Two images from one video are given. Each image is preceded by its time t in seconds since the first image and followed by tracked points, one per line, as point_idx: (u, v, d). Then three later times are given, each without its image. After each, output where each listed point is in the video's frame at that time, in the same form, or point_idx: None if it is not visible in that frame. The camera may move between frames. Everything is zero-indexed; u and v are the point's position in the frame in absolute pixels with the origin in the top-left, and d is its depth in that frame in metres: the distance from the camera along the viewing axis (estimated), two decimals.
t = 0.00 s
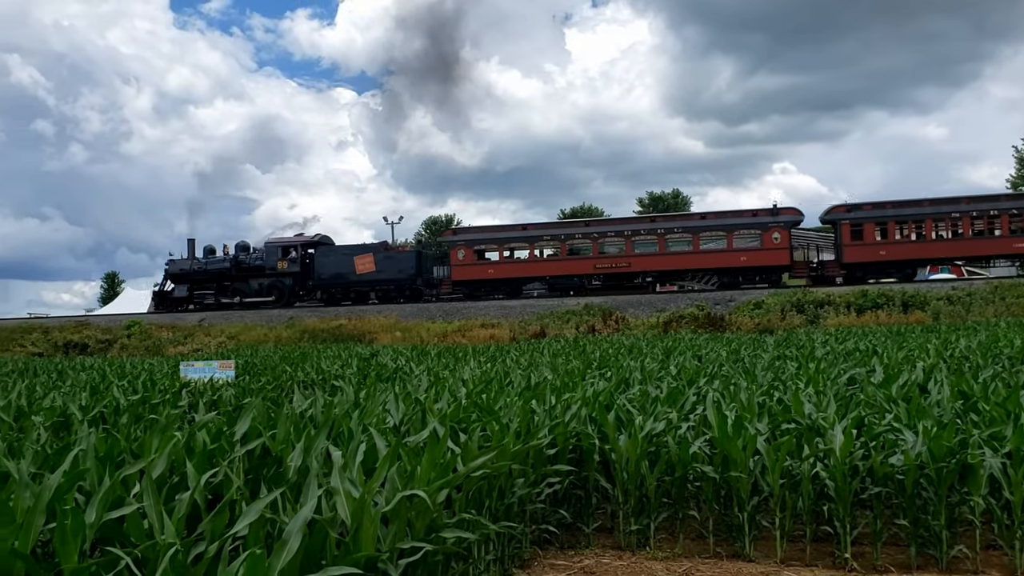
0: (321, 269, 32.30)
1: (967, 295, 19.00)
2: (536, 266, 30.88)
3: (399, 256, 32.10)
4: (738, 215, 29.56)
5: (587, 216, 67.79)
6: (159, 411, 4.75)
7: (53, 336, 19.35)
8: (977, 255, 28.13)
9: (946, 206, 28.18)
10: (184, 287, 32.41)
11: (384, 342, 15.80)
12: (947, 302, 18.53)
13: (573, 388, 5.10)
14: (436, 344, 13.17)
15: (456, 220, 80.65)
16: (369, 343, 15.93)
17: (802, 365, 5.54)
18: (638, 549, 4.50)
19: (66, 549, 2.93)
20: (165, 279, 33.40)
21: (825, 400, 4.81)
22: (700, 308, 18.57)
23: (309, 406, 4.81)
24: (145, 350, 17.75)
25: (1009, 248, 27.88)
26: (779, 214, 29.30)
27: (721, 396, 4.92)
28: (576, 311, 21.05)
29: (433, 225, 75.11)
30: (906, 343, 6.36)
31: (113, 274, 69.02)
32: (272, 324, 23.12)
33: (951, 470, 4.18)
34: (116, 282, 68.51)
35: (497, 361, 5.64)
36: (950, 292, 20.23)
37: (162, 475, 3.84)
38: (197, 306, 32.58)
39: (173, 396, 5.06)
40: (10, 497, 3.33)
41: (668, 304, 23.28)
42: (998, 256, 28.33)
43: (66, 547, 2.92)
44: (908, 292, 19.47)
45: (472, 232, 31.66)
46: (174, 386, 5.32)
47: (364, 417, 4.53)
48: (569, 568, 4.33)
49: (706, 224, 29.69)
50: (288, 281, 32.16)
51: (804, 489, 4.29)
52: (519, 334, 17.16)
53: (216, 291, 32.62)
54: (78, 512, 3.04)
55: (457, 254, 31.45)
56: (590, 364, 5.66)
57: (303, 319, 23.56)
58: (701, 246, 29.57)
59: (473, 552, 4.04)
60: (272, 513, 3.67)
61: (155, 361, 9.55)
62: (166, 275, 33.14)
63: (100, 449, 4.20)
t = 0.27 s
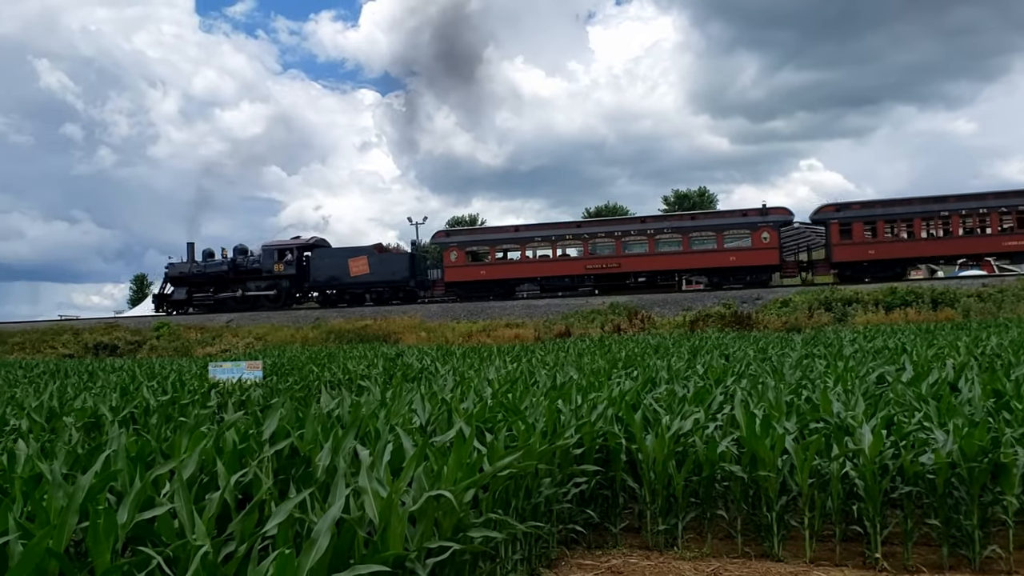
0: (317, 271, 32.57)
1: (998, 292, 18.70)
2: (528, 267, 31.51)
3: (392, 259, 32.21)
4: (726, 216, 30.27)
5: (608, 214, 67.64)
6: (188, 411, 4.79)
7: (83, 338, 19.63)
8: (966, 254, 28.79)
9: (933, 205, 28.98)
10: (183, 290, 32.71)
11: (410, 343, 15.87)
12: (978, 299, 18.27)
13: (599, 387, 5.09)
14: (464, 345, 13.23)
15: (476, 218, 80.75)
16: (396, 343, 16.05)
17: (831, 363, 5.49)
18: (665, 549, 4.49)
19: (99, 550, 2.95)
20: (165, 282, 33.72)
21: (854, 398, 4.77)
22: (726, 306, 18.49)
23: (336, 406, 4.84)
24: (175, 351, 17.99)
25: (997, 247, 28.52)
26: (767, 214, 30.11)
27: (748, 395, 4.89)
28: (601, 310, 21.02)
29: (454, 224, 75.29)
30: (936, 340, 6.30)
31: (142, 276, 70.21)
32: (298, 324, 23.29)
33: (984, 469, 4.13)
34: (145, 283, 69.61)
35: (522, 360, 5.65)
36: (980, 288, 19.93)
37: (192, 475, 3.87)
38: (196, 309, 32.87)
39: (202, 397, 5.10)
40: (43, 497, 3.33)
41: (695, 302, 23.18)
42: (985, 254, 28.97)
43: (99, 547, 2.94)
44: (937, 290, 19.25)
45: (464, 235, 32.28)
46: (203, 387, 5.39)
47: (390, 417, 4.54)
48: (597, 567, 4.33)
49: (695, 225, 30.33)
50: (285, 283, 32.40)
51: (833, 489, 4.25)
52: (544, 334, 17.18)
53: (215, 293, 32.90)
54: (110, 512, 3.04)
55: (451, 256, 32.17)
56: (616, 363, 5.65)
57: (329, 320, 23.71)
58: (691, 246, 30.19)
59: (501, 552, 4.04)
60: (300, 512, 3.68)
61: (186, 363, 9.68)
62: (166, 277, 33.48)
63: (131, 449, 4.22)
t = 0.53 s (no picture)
0: (308, 273, 32.73)
1: None
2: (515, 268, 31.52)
3: (382, 261, 32.30)
4: (713, 216, 30.32)
5: (627, 213, 67.40)
6: (213, 409, 4.80)
7: (107, 337, 19.81)
8: (949, 254, 28.64)
9: (918, 205, 28.83)
10: (178, 291, 33.02)
11: (432, 342, 15.94)
12: (1003, 297, 18.08)
13: (621, 386, 5.08)
14: (488, 344, 13.26)
15: (492, 218, 80.76)
16: (416, 342, 16.05)
17: (855, 362, 5.46)
18: (689, 548, 4.48)
19: (127, 546, 2.95)
20: (161, 283, 34.01)
21: (879, 397, 4.73)
22: (748, 306, 18.45)
23: (359, 404, 4.85)
24: (198, 350, 18.13)
25: (981, 248, 28.36)
26: (751, 215, 30.26)
27: (772, 394, 4.86)
28: (622, 309, 21.01)
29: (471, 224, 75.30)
30: (961, 339, 6.24)
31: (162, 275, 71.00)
32: (318, 324, 23.37)
33: (1012, 468, 4.08)
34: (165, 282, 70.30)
35: (544, 359, 5.66)
36: (1004, 287, 19.69)
37: (218, 473, 3.88)
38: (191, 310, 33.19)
39: (226, 395, 5.12)
40: (70, 493, 3.33)
41: (716, 301, 23.12)
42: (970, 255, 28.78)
43: (127, 544, 2.94)
44: (962, 288, 19.06)
45: (452, 236, 32.26)
46: (226, 385, 5.42)
47: (413, 415, 4.54)
48: (620, 567, 4.32)
49: (681, 226, 30.37)
50: (278, 284, 32.63)
51: (859, 488, 4.23)
52: (565, 333, 17.18)
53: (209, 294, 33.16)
54: (139, 508, 3.02)
55: (439, 258, 32.27)
56: (638, 362, 5.65)
57: (351, 319, 23.84)
58: (678, 247, 30.21)
59: (524, 551, 4.03)
60: (325, 510, 3.69)
61: (213, 361, 9.77)
62: (161, 279, 33.75)
63: (157, 447, 4.22)
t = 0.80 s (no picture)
0: (299, 274, 32.80)
1: None
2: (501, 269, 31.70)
3: (371, 262, 32.53)
4: (696, 216, 30.55)
5: (644, 211, 67.13)
6: (233, 407, 4.82)
7: (129, 337, 20.00)
8: (929, 254, 28.43)
9: (900, 204, 28.70)
10: (171, 292, 32.98)
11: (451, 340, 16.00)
12: None
13: (640, 384, 5.07)
14: (508, 341, 13.28)
15: (508, 217, 80.69)
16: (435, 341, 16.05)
17: (876, 360, 5.42)
18: (709, 546, 4.47)
19: (149, 544, 2.99)
20: (154, 284, 33.96)
21: (900, 395, 4.70)
22: (768, 304, 18.37)
23: (378, 402, 4.87)
24: (220, 349, 18.26)
25: (962, 247, 28.07)
26: (734, 215, 30.64)
27: (792, 392, 4.84)
28: (641, 307, 20.96)
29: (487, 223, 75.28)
30: (983, 336, 6.17)
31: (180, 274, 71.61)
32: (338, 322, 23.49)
33: None
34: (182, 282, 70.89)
35: (562, 357, 5.66)
36: None
37: (239, 470, 3.90)
38: (184, 311, 33.17)
39: (246, 394, 5.15)
40: (92, 492, 3.34)
41: (736, 299, 23.02)
42: (951, 254, 28.52)
43: (149, 542, 2.98)
44: (985, 285, 18.86)
45: (440, 236, 32.40)
46: (247, 383, 5.46)
47: (432, 413, 4.55)
48: (640, 565, 4.32)
49: (664, 226, 30.54)
50: (269, 285, 32.66)
51: (880, 486, 4.20)
52: (584, 331, 17.18)
53: (202, 296, 33.11)
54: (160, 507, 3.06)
55: (426, 258, 32.49)
56: (657, 361, 5.63)
57: (368, 318, 23.95)
58: (661, 247, 30.44)
59: (543, 548, 4.04)
60: (345, 507, 3.71)
61: (235, 360, 9.85)
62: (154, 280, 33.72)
63: (177, 445, 4.24)
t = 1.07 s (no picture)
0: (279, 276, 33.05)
1: None
2: (476, 271, 32.01)
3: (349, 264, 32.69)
4: (668, 218, 30.76)
5: (652, 211, 66.92)
6: (241, 408, 4.82)
7: (138, 338, 20.08)
8: (899, 255, 28.35)
9: (869, 205, 28.72)
10: (154, 295, 33.36)
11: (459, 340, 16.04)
12: None
13: (648, 384, 5.06)
14: (517, 340, 13.28)
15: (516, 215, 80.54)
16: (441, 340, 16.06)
17: (885, 359, 5.39)
18: (717, 546, 4.46)
19: (157, 544, 3.02)
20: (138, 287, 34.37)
21: (910, 394, 4.67)
22: (777, 303, 18.33)
23: (386, 403, 4.87)
24: (229, 350, 18.37)
25: (931, 247, 27.95)
26: (706, 217, 30.70)
27: (801, 391, 4.82)
28: (649, 306, 20.93)
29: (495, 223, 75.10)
30: (993, 334, 6.12)
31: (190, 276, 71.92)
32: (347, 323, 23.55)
33: None
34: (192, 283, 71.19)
35: (570, 357, 5.65)
36: None
37: (247, 471, 3.92)
38: (166, 313, 33.49)
39: (255, 395, 5.15)
40: (100, 492, 3.34)
41: (744, 298, 22.97)
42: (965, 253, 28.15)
43: (157, 542, 3.01)
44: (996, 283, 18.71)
45: (418, 239, 32.75)
46: (255, 385, 5.48)
47: (439, 413, 4.55)
48: (647, 565, 4.31)
49: (637, 227, 30.80)
50: (249, 288, 32.91)
51: (889, 485, 4.18)
52: (591, 331, 17.17)
53: (184, 298, 33.47)
54: (167, 507, 3.08)
55: (405, 260, 32.79)
56: (664, 360, 5.62)
57: (376, 318, 23.99)
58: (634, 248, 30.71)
59: (551, 548, 4.04)
60: (352, 507, 3.73)
61: (244, 360, 9.90)
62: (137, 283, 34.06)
63: (186, 446, 4.24)
